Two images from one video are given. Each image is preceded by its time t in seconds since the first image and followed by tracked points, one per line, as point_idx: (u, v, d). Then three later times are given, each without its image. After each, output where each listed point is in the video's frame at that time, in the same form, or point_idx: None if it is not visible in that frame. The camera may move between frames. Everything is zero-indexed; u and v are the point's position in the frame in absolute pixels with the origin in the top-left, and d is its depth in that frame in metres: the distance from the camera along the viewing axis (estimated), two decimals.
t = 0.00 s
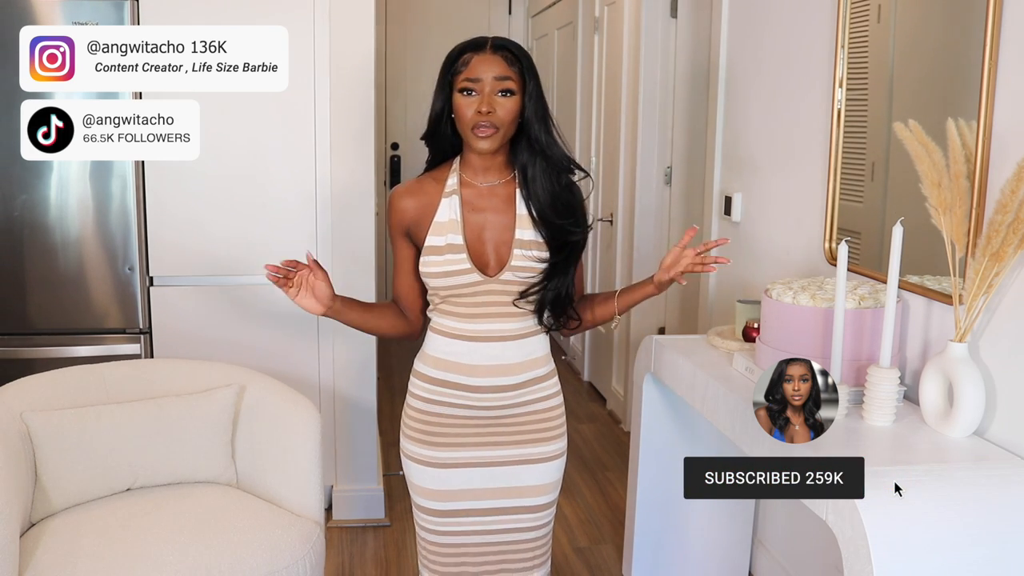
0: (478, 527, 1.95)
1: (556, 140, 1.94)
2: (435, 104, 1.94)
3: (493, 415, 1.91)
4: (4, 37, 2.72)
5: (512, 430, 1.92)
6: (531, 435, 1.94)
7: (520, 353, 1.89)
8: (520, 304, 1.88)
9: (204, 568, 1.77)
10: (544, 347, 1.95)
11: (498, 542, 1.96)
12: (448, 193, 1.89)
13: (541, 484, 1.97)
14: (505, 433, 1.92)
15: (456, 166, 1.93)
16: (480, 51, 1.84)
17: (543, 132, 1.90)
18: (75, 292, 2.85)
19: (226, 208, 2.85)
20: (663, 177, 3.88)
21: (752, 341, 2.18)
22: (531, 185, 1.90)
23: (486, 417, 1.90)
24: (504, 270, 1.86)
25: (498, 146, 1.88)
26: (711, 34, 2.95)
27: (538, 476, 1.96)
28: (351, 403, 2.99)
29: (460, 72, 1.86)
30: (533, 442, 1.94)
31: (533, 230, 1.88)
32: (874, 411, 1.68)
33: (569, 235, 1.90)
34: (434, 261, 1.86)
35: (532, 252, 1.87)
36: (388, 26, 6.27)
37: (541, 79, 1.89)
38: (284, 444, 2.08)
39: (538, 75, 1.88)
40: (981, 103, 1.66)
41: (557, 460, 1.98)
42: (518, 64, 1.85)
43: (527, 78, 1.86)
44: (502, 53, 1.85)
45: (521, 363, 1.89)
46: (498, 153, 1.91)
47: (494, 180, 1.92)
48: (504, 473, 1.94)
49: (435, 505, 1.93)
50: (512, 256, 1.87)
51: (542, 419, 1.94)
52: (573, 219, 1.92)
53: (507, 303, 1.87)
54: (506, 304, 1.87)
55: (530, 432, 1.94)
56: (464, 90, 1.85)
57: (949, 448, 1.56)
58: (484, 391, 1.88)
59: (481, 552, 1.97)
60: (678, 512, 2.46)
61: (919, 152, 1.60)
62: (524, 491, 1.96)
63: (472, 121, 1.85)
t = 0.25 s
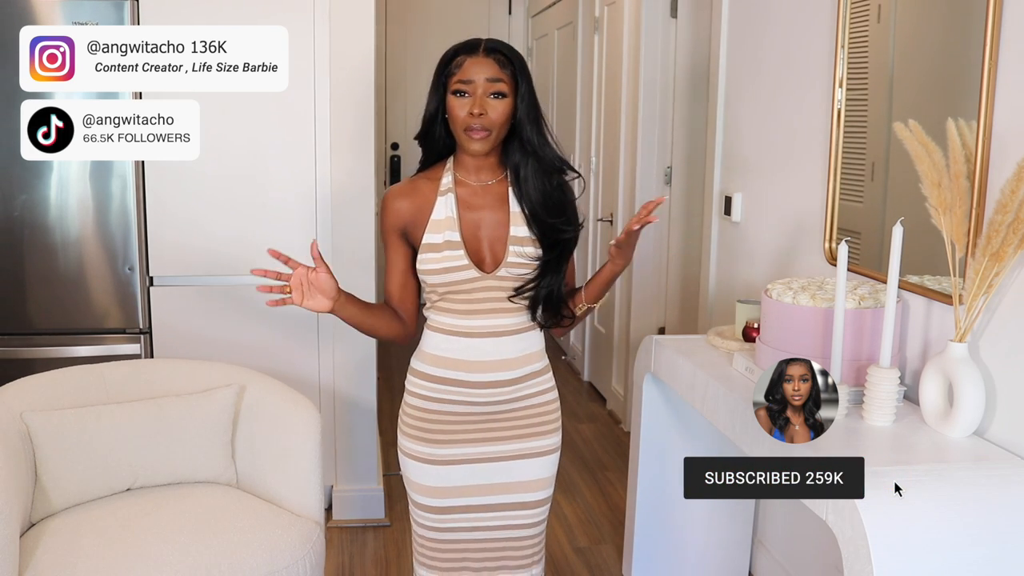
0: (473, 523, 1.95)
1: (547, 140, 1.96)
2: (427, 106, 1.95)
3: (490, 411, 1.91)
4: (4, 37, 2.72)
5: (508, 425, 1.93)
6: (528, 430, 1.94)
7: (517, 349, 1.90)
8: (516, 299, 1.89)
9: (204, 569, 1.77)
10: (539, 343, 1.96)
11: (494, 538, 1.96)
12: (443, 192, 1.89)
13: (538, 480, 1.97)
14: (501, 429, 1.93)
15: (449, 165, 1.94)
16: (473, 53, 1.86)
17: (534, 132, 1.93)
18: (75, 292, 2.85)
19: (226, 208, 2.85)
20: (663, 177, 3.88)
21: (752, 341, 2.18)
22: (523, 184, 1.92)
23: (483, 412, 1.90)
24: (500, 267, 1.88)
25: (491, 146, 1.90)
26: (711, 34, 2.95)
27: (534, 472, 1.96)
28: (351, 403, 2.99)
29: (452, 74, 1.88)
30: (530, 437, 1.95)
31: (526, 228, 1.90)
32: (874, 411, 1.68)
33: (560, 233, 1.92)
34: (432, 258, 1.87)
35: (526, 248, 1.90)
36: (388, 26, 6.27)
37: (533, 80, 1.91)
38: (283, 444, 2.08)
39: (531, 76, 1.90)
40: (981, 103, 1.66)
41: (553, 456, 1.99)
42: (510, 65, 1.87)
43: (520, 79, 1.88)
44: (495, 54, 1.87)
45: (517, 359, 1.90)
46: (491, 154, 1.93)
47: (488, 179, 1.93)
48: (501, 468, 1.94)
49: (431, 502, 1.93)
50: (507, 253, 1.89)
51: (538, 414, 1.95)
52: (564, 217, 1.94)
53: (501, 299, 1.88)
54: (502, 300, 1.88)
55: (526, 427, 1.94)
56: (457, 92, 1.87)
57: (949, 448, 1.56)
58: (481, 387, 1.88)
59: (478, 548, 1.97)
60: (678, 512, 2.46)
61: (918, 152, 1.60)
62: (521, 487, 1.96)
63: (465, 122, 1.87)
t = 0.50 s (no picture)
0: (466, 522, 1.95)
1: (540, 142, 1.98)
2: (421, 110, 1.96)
3: (489, 407, 1.92)
4: (4, 38, 2.72)
5: (506, 422, 1.94)
6: (526, 426, 1.95)
7: (514, 345, 1.91)
8: (511, 296, 1.90)
9: (204, 569, 1.77)
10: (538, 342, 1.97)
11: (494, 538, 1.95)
12: (439, 194, 1.90)
13: (537, 478, 1.96)
14: (500, 425, 1.93)
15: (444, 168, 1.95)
16: (467, 57, 1.87)
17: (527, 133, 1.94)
18: (75, 292, 2.85)
19: (225, 208, 2.85)
20: (663, 177, 3.88)
21: (752, 341, 2.18)
22: (516, 184, 1.94)
23: (481, 408, 1.92)
24: (497, 265, 1.89)
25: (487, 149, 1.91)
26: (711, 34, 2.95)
27: (533, 469, 1.96)
28: (351, 403, 2.99)
29: (447, 78, 1.89)
30: (528, 434, 1.95)
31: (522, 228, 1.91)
32: (874, 411, 1.68)
33: (553, 230, 1.93)
34: (430, 259, 1.88)
35: (522, 247, 1.90)
36: (388, 25, 6.27)
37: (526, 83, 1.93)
38: (283, 443, 2.08)
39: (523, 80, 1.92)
40: (981, 103, 1.66)
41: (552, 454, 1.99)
42: (504, 69, 1.89)
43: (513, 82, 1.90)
44: (488, 58, 1.88)
45: (515, 355, 1.91)
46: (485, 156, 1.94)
47: (483, 181, 1.94)
48: (499, 466, 1.94)
49: (426, 498, 1.94)
50: (503, 252, 1.90)
51: (537, 411, 1.96)
52: (558, 215, 1.95)
53: (496, 295, 1.89)
54: (499, 296, 1.89)
55: (524, 423, 1.95)
56: (453, 95, 1.88)
57: (949, 448, 1.56)
58: (479, 383, 1.89)
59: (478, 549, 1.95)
60: (678, 512, 2.46)
61: (918, 152, 1.60)
62: (520, 486, 1.95)
63: (461, 125, 1.88)
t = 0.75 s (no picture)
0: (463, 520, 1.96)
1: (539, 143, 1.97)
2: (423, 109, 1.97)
3: (488, 406, 1.92)
4: (4, 38, 2.72)
5: (506, 421, 1.93)
6: (527, 426, 1.94)
7: (515, 343, 1.92)
8: (508, 295, 1.91)
9: (204, 568, 1.77)
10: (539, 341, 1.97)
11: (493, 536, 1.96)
12: (437, 192, 1.93)
13: (538, 477, 1.96)
14: (500, 424, 1.93)
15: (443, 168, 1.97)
16: (466, 56, 1.88)
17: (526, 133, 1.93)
18: (75, 292, 2.84)
19: (225, 208, 2.85)
20: (663, 177, 3.88)
21: (752, 341, 2.18)
22: (513, 184, 1.93)
23: (480, 406, 1.91)
24: (493, 263, 1.90)
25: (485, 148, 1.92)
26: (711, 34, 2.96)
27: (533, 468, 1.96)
28: (351, 403, 2.99)
29: (446, 76, 1.90)
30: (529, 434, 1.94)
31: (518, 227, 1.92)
32: (874, 411, 1.68)
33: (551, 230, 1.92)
34: (426, 257, 1.90)
35: (516, 247, 1.91)
36: (388, 26, 6.27)
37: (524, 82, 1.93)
38: (283, 443, 2.08)
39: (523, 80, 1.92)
40: (981, 103, 1.66)
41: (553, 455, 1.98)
42: (502, 69, 1.90)
43: (511, 82, 1.90)
44: (487, 57, 1.89)
45: (515, 353, 1.92)
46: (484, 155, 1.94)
47: (480, 180, 1.95)
48: (499, 464, 1.94)
49: (425, 493, 1.96)
50: (500, 250, 1.91)
51: (538, 411, 1.95)
52: (555, 215, 1.94)
53: (495, 294, 1.90)
54: (496, 294, 1.90)
55: (525, 423, 1.94)
56: (451, 93, 1.89)
57: (948, 448, 1.57)
58: (479, 380, 1.90)
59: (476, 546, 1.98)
60: (678, 511, 2.46)
61: (918, 152, 1.60)
62: (520, 486, 1.95)
63: (459, 123, 1.89)
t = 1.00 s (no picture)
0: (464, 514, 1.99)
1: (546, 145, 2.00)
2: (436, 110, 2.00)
3: (492, 403, 1.94)
4: (4, 38, 2.72)
5: (509, 419, 1.96)
6: (530, 425, 1.97)
7: (520, 344, 1.94)
8: (512, 292, 1.91)
9: (204, 568, 1.77)
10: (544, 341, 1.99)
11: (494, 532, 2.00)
12: (448, 191, 1.94)
13: (538, 475, 1.98)
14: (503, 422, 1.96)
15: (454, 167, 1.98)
16: (478, 57, 1.91)
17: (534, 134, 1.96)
18: (75, 292, 2.84)
19: (226, 208, 2.85)
20: (663, 176, 3.88)
21: (752, 341, 2.18)
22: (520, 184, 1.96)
23: (485, 403, 1.94)
24: (500, 262, 1.91)
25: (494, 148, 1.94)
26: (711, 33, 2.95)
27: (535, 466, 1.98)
28: (351, 403, 2.99)
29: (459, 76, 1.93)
30: (531, 433, 1.97)
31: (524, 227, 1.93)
32: (874, 411, 1.68)
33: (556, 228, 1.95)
34: (434, 254, 1.92)
35: (525, 246, 1.92)
36: (388, 25, 6.27)
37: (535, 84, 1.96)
38: (283, 443, 2.08)
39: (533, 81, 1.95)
40: (981, 103, 1.66)
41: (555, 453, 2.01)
42: (514, 70, 1.92)
43: (522, 83, 1.93)
44: (500, 58, 1.92)
45: (520, 353, 1.94)
46: (493, 155, 1.96)
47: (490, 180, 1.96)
48: (502, 461, 1.97)
49: (428, 489, 1.98)
50: (507, 250, 1.92)
51: (542, 409, 1.97)
52: (560, 215, 1.97)
53: (497, 293, 1.91)
54: (500, 293, 1.91)
55: (529, 423, 1.96)
56: (463, 93, 1.92)
57: (949, 448, 1.56)
58: (484, 378, 1.93)
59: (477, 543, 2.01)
60: (678, 512, 2.46)
61: (918, 152, 1.60)
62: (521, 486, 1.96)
63: (469, 123, 1.91)
